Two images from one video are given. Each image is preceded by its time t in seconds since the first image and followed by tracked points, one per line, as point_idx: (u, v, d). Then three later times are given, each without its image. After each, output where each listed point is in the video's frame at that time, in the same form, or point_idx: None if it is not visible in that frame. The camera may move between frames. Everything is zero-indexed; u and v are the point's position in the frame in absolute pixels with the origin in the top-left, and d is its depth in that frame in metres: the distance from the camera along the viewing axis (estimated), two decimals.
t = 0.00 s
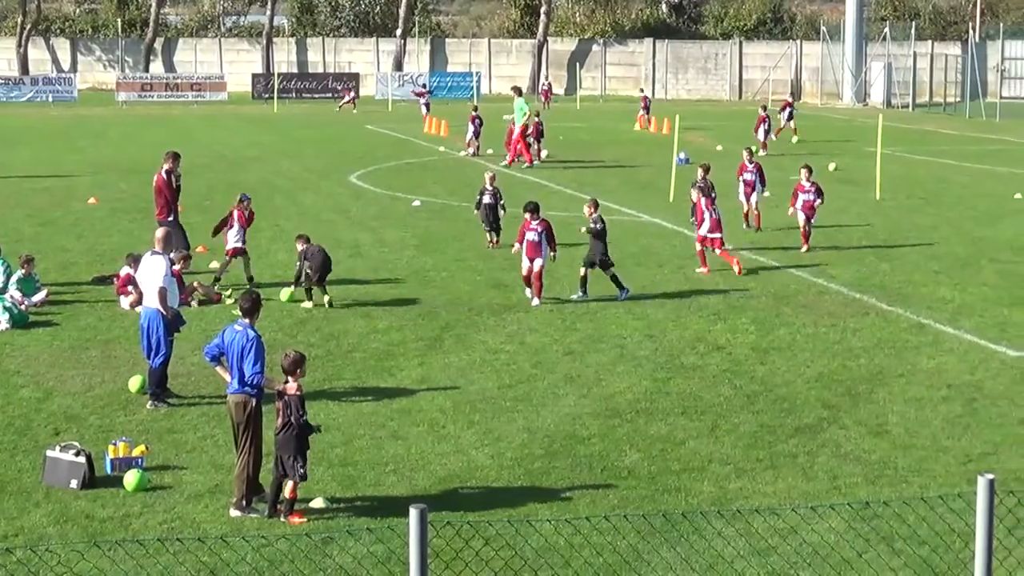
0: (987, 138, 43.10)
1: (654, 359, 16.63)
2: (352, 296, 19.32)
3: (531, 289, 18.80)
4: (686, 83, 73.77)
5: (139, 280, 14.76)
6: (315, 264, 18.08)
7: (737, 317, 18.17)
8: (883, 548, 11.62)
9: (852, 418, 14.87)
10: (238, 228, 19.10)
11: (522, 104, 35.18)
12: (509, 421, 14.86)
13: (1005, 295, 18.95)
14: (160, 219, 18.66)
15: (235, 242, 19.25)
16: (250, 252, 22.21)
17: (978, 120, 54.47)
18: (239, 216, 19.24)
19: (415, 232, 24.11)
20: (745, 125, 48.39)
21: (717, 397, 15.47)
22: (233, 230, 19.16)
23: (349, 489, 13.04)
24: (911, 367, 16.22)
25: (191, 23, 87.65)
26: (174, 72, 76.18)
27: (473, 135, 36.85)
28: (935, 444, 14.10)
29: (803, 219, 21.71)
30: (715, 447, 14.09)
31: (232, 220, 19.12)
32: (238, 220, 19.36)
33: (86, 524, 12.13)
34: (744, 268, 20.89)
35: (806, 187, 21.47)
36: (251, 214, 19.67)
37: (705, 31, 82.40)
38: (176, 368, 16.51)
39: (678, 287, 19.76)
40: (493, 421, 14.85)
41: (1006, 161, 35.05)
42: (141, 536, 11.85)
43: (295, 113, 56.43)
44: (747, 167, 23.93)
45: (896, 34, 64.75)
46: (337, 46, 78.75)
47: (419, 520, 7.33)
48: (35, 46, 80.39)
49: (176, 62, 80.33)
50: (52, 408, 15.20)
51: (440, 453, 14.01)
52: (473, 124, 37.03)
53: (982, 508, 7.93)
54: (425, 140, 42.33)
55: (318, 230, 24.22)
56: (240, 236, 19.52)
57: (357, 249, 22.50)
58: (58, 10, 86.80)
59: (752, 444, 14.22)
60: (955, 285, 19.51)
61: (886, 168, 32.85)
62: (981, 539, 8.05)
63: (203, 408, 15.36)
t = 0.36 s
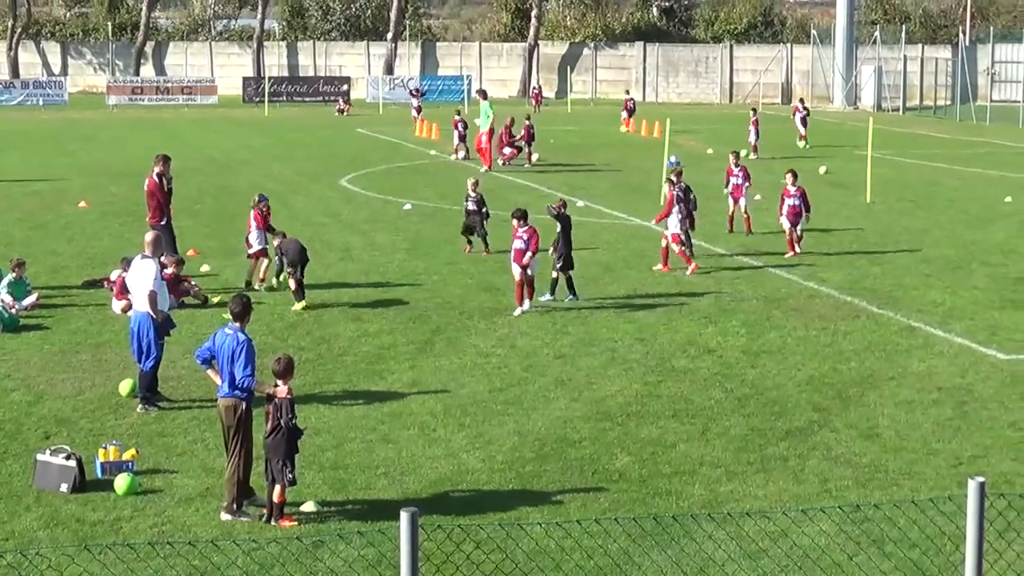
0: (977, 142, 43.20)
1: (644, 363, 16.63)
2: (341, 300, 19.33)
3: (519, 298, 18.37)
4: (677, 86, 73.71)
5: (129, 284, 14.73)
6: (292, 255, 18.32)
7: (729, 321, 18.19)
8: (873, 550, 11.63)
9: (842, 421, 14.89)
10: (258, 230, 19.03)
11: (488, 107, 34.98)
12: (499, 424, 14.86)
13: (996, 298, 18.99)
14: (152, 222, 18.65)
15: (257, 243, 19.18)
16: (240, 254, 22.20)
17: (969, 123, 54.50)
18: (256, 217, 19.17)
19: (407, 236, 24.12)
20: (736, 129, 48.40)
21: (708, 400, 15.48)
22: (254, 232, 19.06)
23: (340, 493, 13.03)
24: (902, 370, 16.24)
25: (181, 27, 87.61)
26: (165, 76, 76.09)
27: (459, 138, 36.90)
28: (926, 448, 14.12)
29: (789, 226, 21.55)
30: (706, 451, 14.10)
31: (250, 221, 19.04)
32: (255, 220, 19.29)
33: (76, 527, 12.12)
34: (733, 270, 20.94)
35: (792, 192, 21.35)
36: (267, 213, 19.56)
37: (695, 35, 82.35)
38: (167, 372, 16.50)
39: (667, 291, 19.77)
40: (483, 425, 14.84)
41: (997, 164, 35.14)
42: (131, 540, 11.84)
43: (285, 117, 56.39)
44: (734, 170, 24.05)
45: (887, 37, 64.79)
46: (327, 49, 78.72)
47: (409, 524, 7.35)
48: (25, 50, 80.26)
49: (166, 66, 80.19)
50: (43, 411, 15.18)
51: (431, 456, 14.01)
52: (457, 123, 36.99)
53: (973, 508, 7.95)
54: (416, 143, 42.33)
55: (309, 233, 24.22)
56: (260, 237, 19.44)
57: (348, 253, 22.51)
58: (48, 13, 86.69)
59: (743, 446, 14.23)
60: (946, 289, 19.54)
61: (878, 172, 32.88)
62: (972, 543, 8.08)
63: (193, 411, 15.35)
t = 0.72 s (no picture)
0: (973, 145, 43.25)
1: (641, 366, 16.63)
2: (336, 303, 19.33)
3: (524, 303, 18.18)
4: (674, 90, 73.85)
5: (126, 287, 14.71)
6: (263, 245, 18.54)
7: (725, 324, 18.19)
8: (870, 554, 11.63)
9: (839, 424, 14.89)
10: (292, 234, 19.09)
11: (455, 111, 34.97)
12: (496, 428, 14.86)
13: (992, 301, 19.00)
14: (149, 226, 18.67)
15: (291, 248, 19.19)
16: (236, 256, 22.18)
17: (965, 127, 54.51)
18: (290, 222, 19.18)
19: (403, 238, 24.14)
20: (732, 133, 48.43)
21: (705, 403, 15.48)
22: (285, 237, 19.08)
23: (336, 496, 13.02)
24: (898, 374, 16.24)
25: (178, 30, 87.70)
26: (162, 79, 76.11)
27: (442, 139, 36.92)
28: (922, 451, 14.12)
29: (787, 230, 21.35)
30: (703, 454, 14.11)
31: (282, 226, 19.09)
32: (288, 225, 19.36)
33: (73, 531, 12.11)
34: (730, 274, 20.95)
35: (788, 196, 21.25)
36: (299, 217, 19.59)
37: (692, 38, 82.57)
38: (163, 374, 16.49)
39: (663, 295, 19.77)
40: (480, 428, 14.84)
41: (992, 168, 35.19)
42: (128, 543, 11.83)
43: (281, 120, 56.40)
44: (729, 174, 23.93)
45: (883, 40, 64.89)
46: (324, 53, 78.73)
47: (406, 526, 7.35)
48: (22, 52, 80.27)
49: (163, 69, 80.24)
50: (39, 414, 15.16)
51: (428, 459, 14.01)
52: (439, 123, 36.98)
53: (968, 512, 7.99)
54: (412, 147, 42.34)
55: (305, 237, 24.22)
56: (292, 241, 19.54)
57: (344, 256, 22.51)
58: (45, 16, 86.67)
59: (740, 450, 14.24)
60: (942, 292, 19.54)
61: (873, 175, 32.90)
62: (968, 548, 8.11)
63: (190, 415, 15.34)
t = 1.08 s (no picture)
0: (969, 149, 43.28)
1: (637, 369, 16.62)
2: (331, 306, 19.35)
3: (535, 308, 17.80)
4: (670, 93, 73.88)
5: (120, 291, 14.69)
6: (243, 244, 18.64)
7: (720, 327, 18.19)
8: (865, 558, 11.63)
9: (835, 428, 14.88)
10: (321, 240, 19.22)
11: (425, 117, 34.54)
12: (491, 431, 14.85)
13: (987, 304, 19.01)
14: (144, 230, 18.66)
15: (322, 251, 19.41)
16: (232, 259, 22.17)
17: (961, 130, 54.51)
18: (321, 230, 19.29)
19: (398, 242, 24.12)
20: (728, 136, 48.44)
21: (700, 407, 15.48)
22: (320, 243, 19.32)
23: (332, 499, 13.01)
24: (894, 377, 16.24)
25: (174, 33, 87.81)
26: (158, 82, 76.03)
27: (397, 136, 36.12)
28: (918, 454, 14.13)
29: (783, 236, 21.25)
30: (698, 457, 14.11)
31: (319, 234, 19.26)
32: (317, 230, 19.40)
33: (68, 534, 12.10)
34: (725, 277, 20.96)
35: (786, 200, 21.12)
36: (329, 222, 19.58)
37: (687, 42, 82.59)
38: (159, 378, 16.48)
39: (658, 298, 19.76)
40: (476, 431, 14.84)
41: (988, 171, 35.23)
42: (123, 547, 11.83)
43: (277, 123, 56.39)
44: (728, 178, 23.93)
45: (879, 44, 64.92)
46: (319, 56, 78.65)
47: (404, 530, 7.36)
48: (18, 56, 80.10)
49: (159, 72, 80.18)
50: (35, 418, 15.15)
51: (424, 463, 14.00)
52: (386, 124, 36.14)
53: (963, 515, 8.00)
54: (408, 150, 42.34)
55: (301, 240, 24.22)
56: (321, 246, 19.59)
57: (340, 259, 22.51)
58: (41, 19, 86.73)
59: (735, 453, 14.23)
60: (937, 295, 19.54)
61: (868, 179, 32.91)
62: (964, 552, 8.10)
63: (186, 418, 15.33)
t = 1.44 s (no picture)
0: (963, 151, 43.34)
1: (632, 372, 16.63)
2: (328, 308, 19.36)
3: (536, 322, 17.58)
4: (664, 96, 73.72)
5: (116, 294, 14.64)
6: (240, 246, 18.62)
7: (716, 330, 18.20)
8: (861, 560, 11.64)
9: (829, 430, 14.90)
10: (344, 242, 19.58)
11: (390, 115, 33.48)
12: (487, 434, 14.86)
13: (982, 307, 19.01)
14: (139, 232, 18.63)
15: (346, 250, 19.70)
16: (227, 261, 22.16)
17: (955, 133, 54.45)
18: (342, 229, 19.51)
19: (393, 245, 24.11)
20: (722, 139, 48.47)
21: (695, 410, 15.49)
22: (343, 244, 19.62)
23: (327, 502, 13.02)
24: (888, 380, 16.26)
25: (168, 36, 87.80)
26: (152, 85, 76.04)
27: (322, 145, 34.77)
28: (913, 457, 14.14)
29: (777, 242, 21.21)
30: (693, 460, 14.12)
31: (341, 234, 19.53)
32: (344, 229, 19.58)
33: (63, 537, 12.11)
34: (721, 280, 20.99)
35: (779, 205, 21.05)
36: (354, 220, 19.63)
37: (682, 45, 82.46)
38: (154, 381, 16.48)
39: (652, 301, 19.76)
40: (471, 434, 14.84)
41: (981, 174, 35.29)
42: (118, 549, 11.83)
43: (272, 126, 56.34)
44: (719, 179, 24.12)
45: (873, 47, 64.87)
46: (314, 59, 78.65)
47: (399, 533, 7.36)
48: (12, 59, 80.05)
49: (153, 75, 80.21)
50: (30, 421, 15.15)
51: (419, 466, 14.01)
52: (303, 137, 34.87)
53: (961, 519, 8.04)
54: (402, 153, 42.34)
55: (296, 243, 24.22)
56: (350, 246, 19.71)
57: (334, 262, 22.51)
58: (36, 23, 86.81)
59: (730, 456, 14.24)
60: (932, 298, 19.56)
61: (863, 182, 32.92)
62: (959, 558, 8.14)
63: (181, 421, 15.33)
